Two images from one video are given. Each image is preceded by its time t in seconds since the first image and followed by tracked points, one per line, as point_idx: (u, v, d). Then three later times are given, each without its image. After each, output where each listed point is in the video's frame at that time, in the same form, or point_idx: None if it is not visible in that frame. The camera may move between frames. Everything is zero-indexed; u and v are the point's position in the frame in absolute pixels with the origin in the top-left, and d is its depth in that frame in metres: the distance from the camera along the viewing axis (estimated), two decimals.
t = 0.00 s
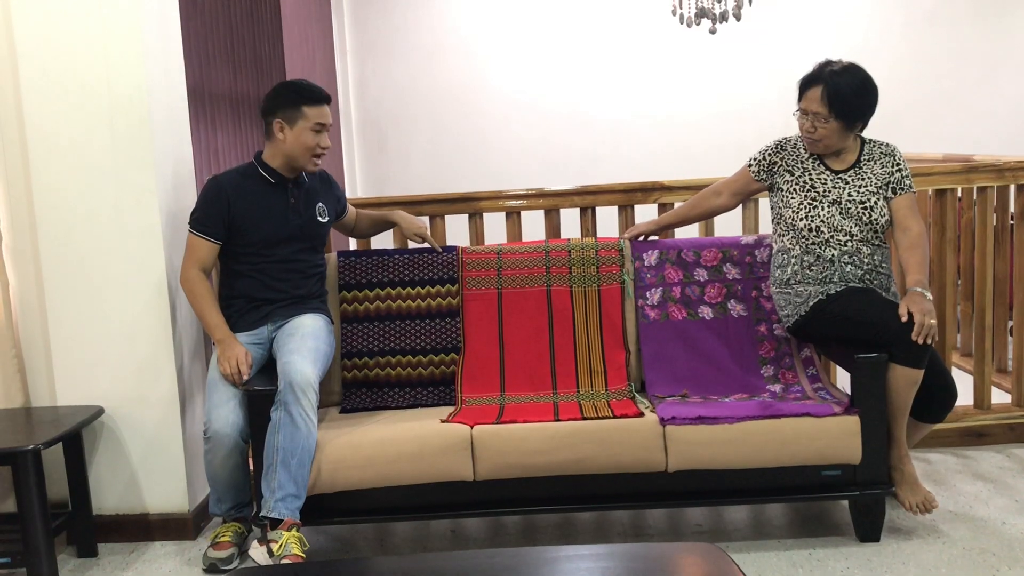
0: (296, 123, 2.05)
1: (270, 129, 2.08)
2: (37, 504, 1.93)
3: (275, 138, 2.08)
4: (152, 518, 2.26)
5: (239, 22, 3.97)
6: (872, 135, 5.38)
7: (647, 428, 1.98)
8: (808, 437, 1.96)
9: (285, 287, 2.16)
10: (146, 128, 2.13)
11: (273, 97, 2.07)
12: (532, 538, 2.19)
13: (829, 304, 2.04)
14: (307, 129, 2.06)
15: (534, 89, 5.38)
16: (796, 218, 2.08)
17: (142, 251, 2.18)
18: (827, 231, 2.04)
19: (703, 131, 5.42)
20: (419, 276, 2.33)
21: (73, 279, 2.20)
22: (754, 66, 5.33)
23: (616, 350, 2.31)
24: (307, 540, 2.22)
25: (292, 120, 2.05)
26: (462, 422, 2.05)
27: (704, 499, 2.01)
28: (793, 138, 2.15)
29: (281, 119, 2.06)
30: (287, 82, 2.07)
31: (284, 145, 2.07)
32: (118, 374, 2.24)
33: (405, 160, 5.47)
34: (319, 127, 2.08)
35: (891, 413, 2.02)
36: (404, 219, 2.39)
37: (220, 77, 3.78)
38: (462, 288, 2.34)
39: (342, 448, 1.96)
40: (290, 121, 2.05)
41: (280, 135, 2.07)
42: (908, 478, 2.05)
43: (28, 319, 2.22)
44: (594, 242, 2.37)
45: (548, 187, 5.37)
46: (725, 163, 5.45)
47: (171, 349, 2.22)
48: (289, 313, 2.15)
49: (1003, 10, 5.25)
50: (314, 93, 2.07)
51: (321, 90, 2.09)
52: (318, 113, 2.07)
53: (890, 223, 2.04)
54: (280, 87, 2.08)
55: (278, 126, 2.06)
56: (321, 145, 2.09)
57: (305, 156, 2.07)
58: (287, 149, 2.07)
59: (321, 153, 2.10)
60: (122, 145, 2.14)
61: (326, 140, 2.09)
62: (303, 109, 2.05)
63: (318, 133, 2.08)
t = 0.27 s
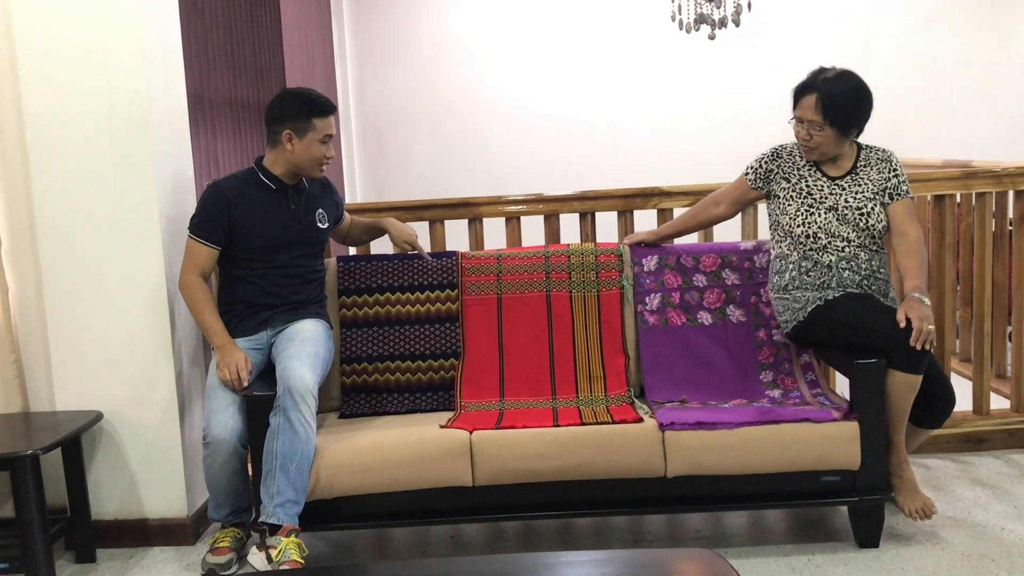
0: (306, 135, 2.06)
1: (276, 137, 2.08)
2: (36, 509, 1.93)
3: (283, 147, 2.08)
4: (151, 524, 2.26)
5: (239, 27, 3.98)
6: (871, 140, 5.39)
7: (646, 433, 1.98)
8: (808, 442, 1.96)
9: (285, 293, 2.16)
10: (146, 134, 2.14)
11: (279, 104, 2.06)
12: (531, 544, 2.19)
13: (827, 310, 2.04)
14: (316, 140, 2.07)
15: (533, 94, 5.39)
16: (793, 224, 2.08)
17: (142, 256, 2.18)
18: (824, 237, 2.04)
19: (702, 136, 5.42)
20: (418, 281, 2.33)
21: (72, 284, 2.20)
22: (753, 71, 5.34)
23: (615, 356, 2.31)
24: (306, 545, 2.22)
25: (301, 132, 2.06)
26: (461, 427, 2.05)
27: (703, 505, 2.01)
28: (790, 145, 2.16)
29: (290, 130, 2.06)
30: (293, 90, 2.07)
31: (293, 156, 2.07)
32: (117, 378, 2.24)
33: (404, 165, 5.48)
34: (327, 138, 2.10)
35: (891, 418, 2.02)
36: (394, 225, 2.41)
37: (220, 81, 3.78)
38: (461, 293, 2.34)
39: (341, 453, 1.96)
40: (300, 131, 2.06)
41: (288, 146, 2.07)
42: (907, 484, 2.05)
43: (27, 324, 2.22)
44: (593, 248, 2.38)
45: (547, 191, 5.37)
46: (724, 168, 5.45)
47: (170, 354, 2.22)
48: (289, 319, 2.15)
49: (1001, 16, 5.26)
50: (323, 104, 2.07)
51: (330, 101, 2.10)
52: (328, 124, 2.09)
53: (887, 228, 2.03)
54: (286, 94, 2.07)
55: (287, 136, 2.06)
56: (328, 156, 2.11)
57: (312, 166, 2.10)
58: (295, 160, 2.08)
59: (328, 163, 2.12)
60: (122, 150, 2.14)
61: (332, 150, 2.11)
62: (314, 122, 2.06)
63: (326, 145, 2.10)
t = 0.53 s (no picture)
0: (299, 136, 2.06)
1: (272, 138, 2.09)
2: (34, 515, 1.93)
3: (278, 148, 2.09)
4: (149, 529, 2.25)
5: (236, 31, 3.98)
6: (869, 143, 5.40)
7: (644, 436, 1.98)
8: (806, 445, 1.96)
9: (282, 297, 2.16)
10: (144, 139, 2.14)
11: (275, 106, 2.07)
12: (530, 547, 2.18)
13: (824, 313, 2.04)
14: (310, 142, 2.07)
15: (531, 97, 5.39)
16: (789, 227, 2.08)
17: (140, 260, 2.18)
18: (820, 240, 2.04)
19: (700, 138, 5.43)
20: (416, 284, 2.33)
21: (70, 289, 2.20)
22: (750, 74, 5.34)
23: (613, 359, 2.31)
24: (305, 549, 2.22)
25: (295, 133, 2.06)
26: (459, 431, 2.05)
27: (701, 508, 2.01)
28: (785, 148, 2.16)
29: (285, 131, 2.06)
30: (289, 92, 2.08)
31: (287, 156, 2.08)
32: (115, 383, 2.23)
33: (403, 168, 5.48)
34: (322, 140, 2.09)
35: (889, 420, 2.02)
36: (395, 232, 2.37)
37: (217, 85, 3.78)
38: (459, 297, 2.34)
39: (338, 457, 1.96)
40: (294, 133, 2.06)
41: (283, 147, 2.08)
42: (905, 487, 2.05)
43: (25, 329, 2.22)
44: (590, 251, 2.38)
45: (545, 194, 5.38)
46: (722, 170, 5.46)
47: (168, 358, 2.22)
48: (287, 323, 2.15)
49: (998, 18, 5.27)
50: (318, 106, 2.08)
51: (326, 104, 2.09)
52: (322, 126, 2.09)
53: (883, 230, 2.03)
54: (284, 94, 2.09)
55: (281, 137, 2.07)
56: (322, 158, 2.10)
57: (306, 167, 2.09)
58: (289, 161, 2.08)
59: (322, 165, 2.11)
60: (120, 155, 2.14)
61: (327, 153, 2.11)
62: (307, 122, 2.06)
63: (320, 146, 2.09)
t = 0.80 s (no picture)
0: (292, 121, 2.10)
1: (267, 132, 2.13)
2: (36, 516, 1.93)
3: (274, 140, 2.12)
4: (151, 530, 2.25)
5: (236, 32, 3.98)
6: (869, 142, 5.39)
7: (646, 436, 1.98)
8: (808, 444, 1.96)
9: (284, 297, 2.16)
10: (144, 140, 2.14)
11: (265, 100, 2.12)
12: (532, 547, 2.18)
13: (825, 311, 2.04)
14: (304, 126, 2.11)
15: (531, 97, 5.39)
16: (791, 226, 2.08)
17: (141, 261, 2.18)
18: (822, 238, 2.04)
19: (700, 138, 5.43)
20: (417, 285, 2.33)
21: (71, 291, 2.20)
22: (750, 73, 5.34)
23: (615, 358, 2.31)
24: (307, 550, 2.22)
25: (288, 120, 2.10)
26: (461, 431, 2.05)
27: (703, 507, 2.01)
28: (786, 147, 2.16)
29: (277, 120, 2.11)
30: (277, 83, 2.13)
31: (283, 144, 2.11)
32: (116, 384, 2.23)
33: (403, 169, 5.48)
34: (315, 124, 2.13)
35: (891, 419, 2.02)
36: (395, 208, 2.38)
37: (217, 86, 3.78)
38: (460, 297, 2.34)
39: (340, 457, 1.96)
40: (287, 119, 2.10)
41: (278, 136, 2.11)
42: (908, 486, 2.05)
43: (26, 331, 2.23)
44: (591, 250, 2.38)
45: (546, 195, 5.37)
46: (723, 170, 5.46)
47: (170, 359, 2.22)
48: (289, 323, 2.15)
49: (998, 17, 5.27)
50: (306, 91, 2.13)
51: (315, 90, 2.15)
52: (313, 110, 2.13)
53: (885, 228, 2.03)
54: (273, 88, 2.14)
55: (275, 126, 2.11)
56: (318, 141, 2.13)
57: (304, 153, 2.12)
58: (285, 149, 2.11)
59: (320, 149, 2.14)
60: (120, 157, 2.14)
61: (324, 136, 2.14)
62: (297, 106, 2.10)
63: (314, 130, 2.13)
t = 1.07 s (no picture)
0: (288, 114, 2.10)
1: (266, 130, 2.14)
2: (41, 514, 1.93)
3: (273, 136, 2.13)
4: (155, 528, 2.26)
5: (239, 30, 3.98)
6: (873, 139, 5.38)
7: (649, 434, 1.98)
8: (812, 441, 1.96)
9: (287, 296, 2.16)
10: (147, 138, 2.14)
11: (259, 98, 2.13)
12: (536, 545, 2.18)
13: (829, 308, 2.03)
14: (300, 116, 2.11)
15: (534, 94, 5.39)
16: (795, 222, 2.08)
17: (144, 259, 2.18)
18: (826, 235, 2.04)
19: (703, 135, 5.42)
20: (420, 283, 2.33)
21: (74, 289, 2.21)
22: (753, 70, 5.33)
23: (618, 356, 2.31)
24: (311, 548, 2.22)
25: (284, 113, 2.11)
26: (464, 429, 2.05)
27: (707, 504, 2.01)
28: (790, 144, 2.16)
29: (274, 115, 2.11)
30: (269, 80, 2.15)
31: (283, 138, 2.11)
32: (120, 382, 2.24)
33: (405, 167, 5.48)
34: (311, 112, 2.13)
35: (895, 416, 2.02)
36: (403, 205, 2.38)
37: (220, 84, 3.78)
38: (463, 295, 2.34)
39: (344, 455, 1.96)
40: (282, 113, 2.11)
41: (277, 130, 2.12)
42: (914, 484, 2.04)
43: (30, 329, 2.23)
44: (595, 248, 2.37)
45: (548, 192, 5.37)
46: (726, 167, 5.45)
47: (173, 357, 2.22)
48: (293, 321, 2.15)
49: (1002, 14, 5.25)
50: (297, 82, 2.14)
51: (305, 80, 2.16)
52: (307, 100, 2.13)
53: (889, 225, 2.03)
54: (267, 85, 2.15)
55: (272, 121, 2.11)
56: (316, 129, 2.13)
57: (305, 142, 2.11)
58: (286, 142, 2.11)
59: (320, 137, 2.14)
60: (123, 155, 2.14)
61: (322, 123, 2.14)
62: (289, 98, 2.11)
63: (311, 118, 2.13)
